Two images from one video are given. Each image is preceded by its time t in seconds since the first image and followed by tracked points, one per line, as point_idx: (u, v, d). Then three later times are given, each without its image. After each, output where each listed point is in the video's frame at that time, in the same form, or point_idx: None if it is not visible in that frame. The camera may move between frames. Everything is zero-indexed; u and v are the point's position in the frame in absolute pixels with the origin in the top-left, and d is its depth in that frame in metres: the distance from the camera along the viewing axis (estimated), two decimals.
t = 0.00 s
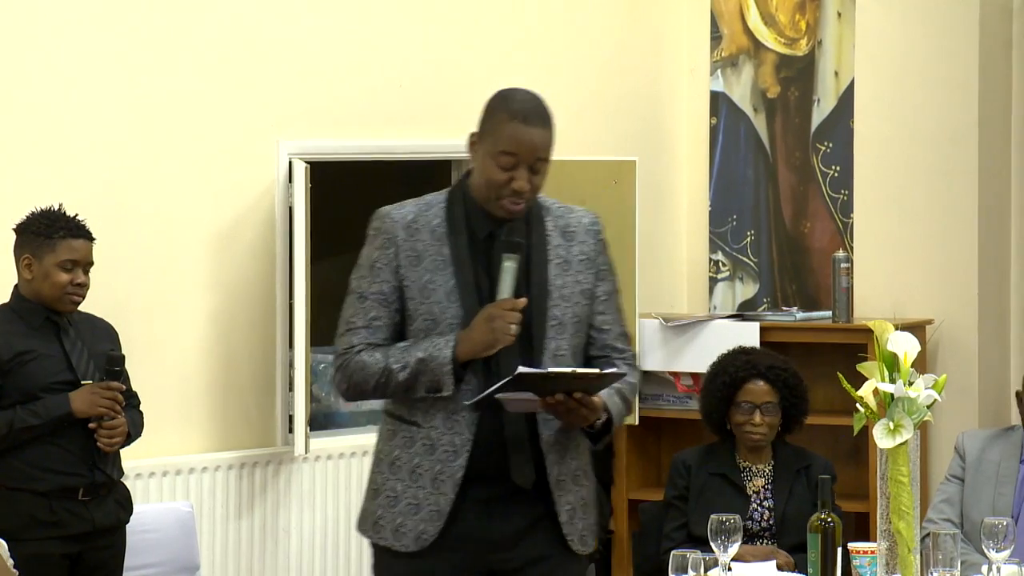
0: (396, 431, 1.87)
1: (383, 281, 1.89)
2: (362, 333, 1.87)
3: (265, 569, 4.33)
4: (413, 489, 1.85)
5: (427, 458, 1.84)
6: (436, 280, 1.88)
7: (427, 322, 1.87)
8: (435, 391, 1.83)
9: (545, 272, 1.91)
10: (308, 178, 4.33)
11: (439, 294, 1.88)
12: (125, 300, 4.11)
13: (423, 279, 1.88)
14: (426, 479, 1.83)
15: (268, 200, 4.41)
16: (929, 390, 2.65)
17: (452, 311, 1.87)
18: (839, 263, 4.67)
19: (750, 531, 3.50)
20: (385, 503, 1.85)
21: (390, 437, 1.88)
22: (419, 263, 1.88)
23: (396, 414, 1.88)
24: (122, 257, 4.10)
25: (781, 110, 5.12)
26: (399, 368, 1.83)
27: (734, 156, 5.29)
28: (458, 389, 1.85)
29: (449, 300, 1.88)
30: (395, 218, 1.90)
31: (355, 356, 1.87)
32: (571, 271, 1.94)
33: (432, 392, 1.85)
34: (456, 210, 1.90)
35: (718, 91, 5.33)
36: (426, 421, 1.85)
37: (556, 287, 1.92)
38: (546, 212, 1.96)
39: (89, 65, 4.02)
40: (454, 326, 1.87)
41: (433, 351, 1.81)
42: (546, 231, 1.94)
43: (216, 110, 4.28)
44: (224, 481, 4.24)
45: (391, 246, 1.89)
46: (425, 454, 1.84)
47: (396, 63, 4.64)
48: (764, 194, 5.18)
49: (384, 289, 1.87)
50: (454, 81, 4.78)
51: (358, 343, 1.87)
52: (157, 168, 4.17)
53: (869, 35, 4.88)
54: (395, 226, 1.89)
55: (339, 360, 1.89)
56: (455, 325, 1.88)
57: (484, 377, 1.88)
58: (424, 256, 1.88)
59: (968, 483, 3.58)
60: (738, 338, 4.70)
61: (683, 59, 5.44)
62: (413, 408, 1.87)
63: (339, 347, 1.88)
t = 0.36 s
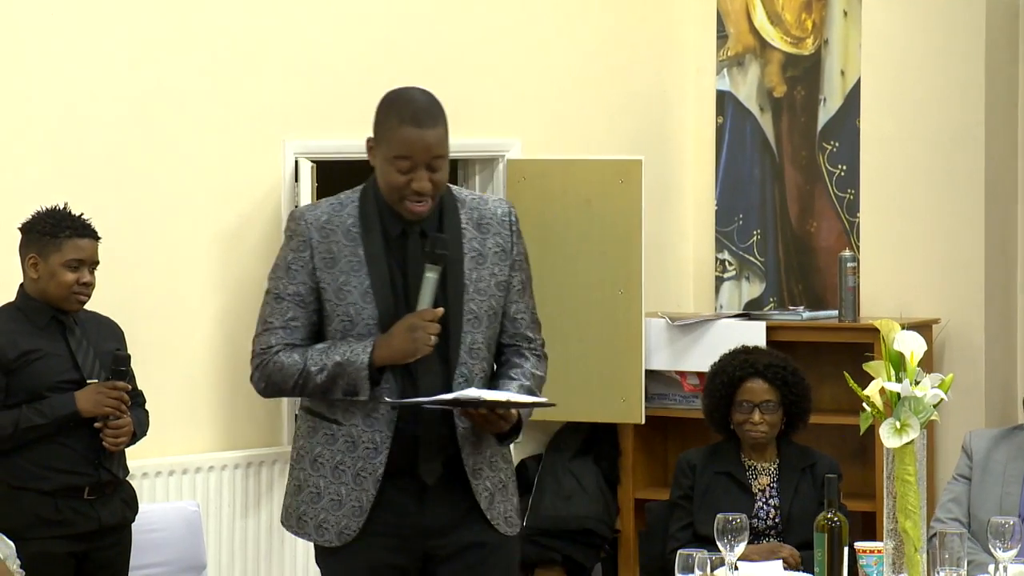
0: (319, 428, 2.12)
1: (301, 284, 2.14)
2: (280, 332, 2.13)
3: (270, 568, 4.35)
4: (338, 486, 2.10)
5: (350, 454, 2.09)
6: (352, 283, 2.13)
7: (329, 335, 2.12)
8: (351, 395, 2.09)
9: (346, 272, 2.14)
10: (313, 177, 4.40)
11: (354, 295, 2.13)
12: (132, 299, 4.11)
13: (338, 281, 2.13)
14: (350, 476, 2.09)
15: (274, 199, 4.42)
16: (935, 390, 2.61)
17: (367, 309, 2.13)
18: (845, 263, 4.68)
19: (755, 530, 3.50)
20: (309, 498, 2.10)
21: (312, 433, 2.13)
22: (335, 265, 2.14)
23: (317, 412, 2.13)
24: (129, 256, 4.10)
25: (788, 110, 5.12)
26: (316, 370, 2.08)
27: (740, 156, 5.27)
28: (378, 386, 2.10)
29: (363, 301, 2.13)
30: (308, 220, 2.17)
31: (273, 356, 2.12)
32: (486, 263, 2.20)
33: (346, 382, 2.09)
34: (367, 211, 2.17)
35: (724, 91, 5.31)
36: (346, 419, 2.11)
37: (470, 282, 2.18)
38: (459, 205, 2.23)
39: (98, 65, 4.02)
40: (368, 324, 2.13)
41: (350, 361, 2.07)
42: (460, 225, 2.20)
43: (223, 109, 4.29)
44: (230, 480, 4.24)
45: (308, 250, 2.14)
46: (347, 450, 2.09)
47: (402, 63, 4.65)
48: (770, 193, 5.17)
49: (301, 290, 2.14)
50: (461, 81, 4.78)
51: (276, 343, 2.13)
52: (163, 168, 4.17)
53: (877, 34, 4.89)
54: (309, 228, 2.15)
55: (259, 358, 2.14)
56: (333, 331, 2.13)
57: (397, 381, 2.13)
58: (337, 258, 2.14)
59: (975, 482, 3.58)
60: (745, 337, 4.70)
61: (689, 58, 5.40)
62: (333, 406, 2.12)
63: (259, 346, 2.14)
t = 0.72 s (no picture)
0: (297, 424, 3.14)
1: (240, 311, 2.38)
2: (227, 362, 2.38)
3: (271, 568, 4.34)
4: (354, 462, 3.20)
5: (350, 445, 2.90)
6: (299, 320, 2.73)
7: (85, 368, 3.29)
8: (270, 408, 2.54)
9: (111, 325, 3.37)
10: (314, 179, 4.40)
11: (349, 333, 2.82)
12: (132, 300, 4.12)
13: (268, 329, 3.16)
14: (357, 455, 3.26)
15: (274, 199, 4.44)
16: (935, 390, 2.61)
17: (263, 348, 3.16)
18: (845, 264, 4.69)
19: (756, 530, 3.50)
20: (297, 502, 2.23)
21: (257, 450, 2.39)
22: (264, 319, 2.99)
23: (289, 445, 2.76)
24: (130, 257, 4.10)
25: (788, 110, 5.12)
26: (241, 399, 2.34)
27: (740, 155, 5.27)
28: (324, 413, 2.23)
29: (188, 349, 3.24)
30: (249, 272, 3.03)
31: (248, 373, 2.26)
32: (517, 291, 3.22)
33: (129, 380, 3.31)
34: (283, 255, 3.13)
35: (725, 91, 5.31)
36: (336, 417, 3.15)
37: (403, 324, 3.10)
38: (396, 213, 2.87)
39: (99, 65, 4.02)
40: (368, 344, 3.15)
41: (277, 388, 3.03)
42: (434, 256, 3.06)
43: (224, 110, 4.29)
44: (230, 480, 4.24)
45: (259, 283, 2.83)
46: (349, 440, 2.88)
47: (403, 62, 4.65)
48: (771, 193, 5.17)
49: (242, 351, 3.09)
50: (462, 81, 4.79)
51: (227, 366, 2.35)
52: (164, 168, 4.18)
53: (878, 35, 4.89)
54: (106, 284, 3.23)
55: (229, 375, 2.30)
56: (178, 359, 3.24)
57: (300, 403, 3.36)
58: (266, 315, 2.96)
59: (975, 482, 3.57)
60: (746, 338, 4.70)
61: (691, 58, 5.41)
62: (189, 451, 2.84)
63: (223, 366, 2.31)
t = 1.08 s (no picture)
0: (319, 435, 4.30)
1: (297, 291, 4.32)
2: (275, 341, 4.25)
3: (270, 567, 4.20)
4: (339, 495, 4.35)
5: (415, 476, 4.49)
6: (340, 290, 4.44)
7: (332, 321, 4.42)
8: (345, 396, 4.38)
9: (333, 274, 4.43)
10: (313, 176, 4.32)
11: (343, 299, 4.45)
12: (134, 302, 4.05)
13: (328, 290, 4.42)
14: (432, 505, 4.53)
15: (275, 200, 4.25)
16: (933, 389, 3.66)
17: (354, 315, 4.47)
18: (846, 262, 5.18)
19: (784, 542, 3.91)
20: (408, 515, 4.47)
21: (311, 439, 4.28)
22: (325, 272, 4.41)
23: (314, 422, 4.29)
24: (131, 260, 4.06)
25: (791, 109, 5.20)
26: (312, 377, 4.34)
27: (742, 152, 5.07)
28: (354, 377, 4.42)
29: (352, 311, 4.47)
30: (298, 228, 4.32)
31: (274, 359, 4.24)
32: (474, 263, 4.58)
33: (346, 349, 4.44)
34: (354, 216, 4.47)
35: (725, 91, 5.04)
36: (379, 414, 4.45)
37: (324, 291, 4.41)
38: (454, 206, 4.59)
39: (96, 65, 4.00)
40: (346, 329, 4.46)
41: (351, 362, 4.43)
42: (453, 229, 4.59)
43: (227, 109, 4.18)
44: (231, 482, 4.01)
45: (299, 255, 4.33)
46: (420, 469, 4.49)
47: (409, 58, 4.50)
48: (777, 191, 5.19)
49: (292, 298, 4.30)
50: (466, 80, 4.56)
51: (273, 347, 4.24)
52: (164, 168, 4.09)
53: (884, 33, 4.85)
54: (304, 235, 4.35)
55: (264, 359, 4.21)
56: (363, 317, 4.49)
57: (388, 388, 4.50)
58: (326, 266, 4.41)
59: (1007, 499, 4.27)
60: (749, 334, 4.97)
61: (693, 57, 4.94)
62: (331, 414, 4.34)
63: (264, 351, 4.21)
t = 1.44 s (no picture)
0: (433, 466, 4.34)
1: (414, 308, 4.45)
2: (387, 358, 4.35)
3: None
4: (395, 491, 4.31)
5: (461, 494, 4.37)
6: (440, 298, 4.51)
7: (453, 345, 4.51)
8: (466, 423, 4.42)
9: (460, 292, 4.58)
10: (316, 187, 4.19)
11: (465, 324, 4.55)
12: (134, 304, 3.83)
13: (448, 312, 4.53)
14: (465, 519, 4.37)
15: (275, 208, 4.11)
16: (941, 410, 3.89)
17: (477, 338, 4.56)
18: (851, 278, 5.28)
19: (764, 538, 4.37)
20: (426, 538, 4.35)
21: (428, 471, 4.33)
22: (448, 289, 4.55)
23: (433, 451, 4.34)
24: (130, 264, 3.83)
25: (797, 129, 5.21)
26: (425, 401, 4.37)
27: (753, 169, 5.11)
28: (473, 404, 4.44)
29: (472, 336, 4.55)
30: (422, 241, 4.50)
31: (383, 377, 4.34)
32: (612, 292, 4.78)
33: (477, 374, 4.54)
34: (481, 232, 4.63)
35: (734, 110, 5.07)
36: (459, 455, 4.39)
37: (443, 313, 4.52)
38: (598, 228, 4.78)
39: (95, 57, 3.77)
40: (471, 352, 4.54)
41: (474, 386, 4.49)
42: (598, 257, 4.77)
43: (231, 108, 4.02)
44: (238, 501, 3.91)
45: (418, 269, 4.48)
46: (462, 493, 4.37)
47: (408, 55, 4.36)
48: (781, 210, 5.17)
49: (410, 319, 4.43)
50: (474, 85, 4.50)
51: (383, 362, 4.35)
52: (170, 168, 3.90)
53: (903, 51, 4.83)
54: (427, 250, 4.51)
55: (371, 381, 4.31)
56: (483, 349, 4.57)
57: (512, 415, 4.54)
58: (451, 284, 4.56)
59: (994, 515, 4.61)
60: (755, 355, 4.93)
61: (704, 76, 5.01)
62: (441, 445, 4.35)
63: (372, 370, 4.33)
